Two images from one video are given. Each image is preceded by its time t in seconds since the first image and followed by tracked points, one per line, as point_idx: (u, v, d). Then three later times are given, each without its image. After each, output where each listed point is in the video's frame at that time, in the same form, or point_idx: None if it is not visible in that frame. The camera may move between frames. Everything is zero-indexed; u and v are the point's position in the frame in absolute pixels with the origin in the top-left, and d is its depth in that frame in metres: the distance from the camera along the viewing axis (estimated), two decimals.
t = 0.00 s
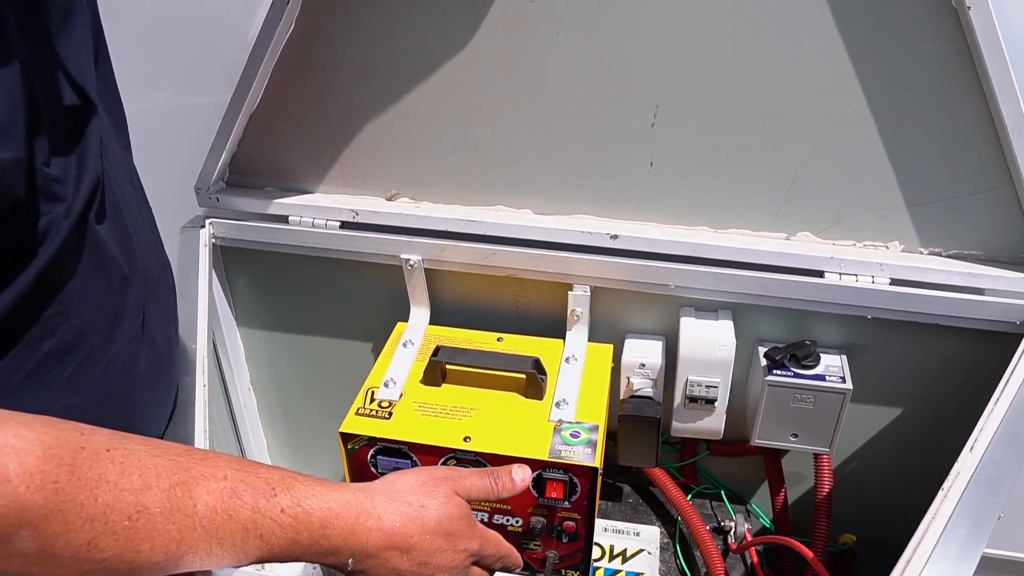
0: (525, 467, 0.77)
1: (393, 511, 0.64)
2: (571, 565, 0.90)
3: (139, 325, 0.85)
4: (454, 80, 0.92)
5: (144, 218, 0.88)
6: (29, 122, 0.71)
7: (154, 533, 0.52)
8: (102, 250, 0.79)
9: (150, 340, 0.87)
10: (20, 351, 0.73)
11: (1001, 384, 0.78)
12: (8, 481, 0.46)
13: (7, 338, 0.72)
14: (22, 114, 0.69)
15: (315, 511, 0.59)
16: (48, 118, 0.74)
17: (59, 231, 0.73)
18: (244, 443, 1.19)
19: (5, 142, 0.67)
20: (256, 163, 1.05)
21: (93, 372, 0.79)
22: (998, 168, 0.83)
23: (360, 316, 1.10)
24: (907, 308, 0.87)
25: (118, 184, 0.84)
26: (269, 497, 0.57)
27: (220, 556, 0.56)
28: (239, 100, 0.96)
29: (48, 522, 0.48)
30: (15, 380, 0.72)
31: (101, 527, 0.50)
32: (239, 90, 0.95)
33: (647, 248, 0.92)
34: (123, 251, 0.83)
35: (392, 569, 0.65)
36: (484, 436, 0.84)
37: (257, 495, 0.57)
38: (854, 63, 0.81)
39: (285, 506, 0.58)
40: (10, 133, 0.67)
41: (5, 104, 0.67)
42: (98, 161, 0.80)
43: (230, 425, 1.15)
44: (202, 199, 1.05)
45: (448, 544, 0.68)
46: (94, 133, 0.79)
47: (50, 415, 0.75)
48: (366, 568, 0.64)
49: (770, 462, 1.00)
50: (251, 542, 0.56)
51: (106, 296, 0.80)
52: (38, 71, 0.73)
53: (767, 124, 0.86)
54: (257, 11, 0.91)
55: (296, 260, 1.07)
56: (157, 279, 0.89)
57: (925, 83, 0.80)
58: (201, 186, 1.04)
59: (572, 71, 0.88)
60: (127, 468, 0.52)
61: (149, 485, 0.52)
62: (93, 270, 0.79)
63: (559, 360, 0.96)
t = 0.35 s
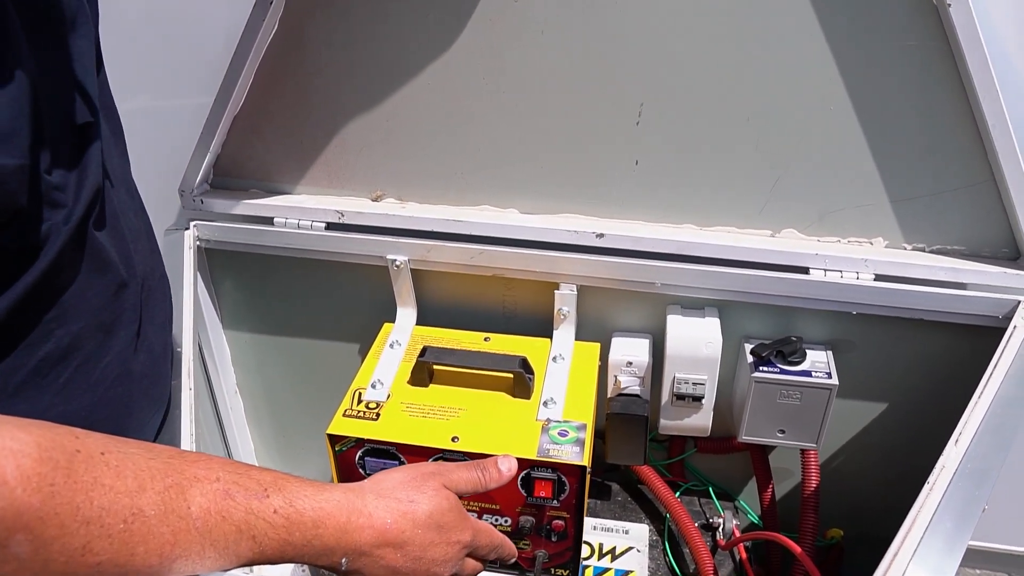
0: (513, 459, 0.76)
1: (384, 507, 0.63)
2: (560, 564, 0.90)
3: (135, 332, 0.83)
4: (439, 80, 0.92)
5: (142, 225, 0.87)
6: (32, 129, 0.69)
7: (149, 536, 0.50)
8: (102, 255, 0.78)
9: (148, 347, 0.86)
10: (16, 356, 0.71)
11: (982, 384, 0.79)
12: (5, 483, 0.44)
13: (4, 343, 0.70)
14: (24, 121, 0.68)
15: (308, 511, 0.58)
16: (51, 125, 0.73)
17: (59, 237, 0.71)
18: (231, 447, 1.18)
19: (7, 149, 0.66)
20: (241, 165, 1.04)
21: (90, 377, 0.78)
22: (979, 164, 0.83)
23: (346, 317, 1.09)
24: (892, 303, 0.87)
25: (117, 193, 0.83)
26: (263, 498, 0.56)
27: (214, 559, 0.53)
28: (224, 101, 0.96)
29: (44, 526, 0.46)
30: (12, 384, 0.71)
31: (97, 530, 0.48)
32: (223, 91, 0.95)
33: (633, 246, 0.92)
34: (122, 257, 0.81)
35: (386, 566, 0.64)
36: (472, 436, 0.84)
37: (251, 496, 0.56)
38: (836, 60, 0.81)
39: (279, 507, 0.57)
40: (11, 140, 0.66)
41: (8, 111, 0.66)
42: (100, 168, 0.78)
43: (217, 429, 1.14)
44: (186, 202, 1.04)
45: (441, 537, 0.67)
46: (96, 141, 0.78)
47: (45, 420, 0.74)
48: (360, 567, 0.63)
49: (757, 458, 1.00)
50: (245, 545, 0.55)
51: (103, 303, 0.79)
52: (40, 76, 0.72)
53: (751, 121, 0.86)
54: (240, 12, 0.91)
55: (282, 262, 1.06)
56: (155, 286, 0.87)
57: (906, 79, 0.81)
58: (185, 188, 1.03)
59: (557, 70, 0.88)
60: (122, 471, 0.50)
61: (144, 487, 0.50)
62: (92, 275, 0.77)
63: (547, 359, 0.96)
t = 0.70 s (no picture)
0: (487, 462, 0.78)
1: (371, 505, 0.63)
2: (551, 562, 0.91)
3: (135, 328, 0.82)
4: (429, 80, 0.92)
5: (140, 223, 0.86)
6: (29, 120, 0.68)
7: (147, 527, 0.50)
8: (99, 251, 0.76)
9: (147, 346, 0.85)
10: (16, 352, 0.71)
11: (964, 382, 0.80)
12: (10, 466, 0.44)
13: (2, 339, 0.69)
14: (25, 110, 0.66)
15: (299, 508, 0.58)
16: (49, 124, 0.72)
17: (59, 230, 0.70)
18: (223, 448, 1.18)
19: (6, 137, 0.64)
20: (231, 166, 1.04)
21: (91, 374, 0.78)
22: (963, 162, 0.84)
23: (337, 318, 1.10)
24: (880, 300, 0.88)
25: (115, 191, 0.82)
26: (256, 494, 0.56)
27: (207, 556, 0.53)
28: (214, 101, 0.96)
29: (45, 511, 0.46)
30: (12, 380, 0.70)
31: (95, 519, 0.48)
32: (213, 91, 0.95)
33: (623, 245, 0.93)
34: (119, 254, 0.80)
35: (376, 565, 0.63)
36: (463, 435, 0.84)
37: (244, 493, 0.56)
38: (821, 60, 0.82)
39: (271, 504, 0.57)
40: (11, 129, 0.64)
41: (9, 99, 0.65)
42: (95, 164, 0.77)
43: (208, 430, 1.14)
44: (177, 204, 1.04)
45: (429, 533, 0.67)
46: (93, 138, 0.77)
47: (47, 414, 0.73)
48: (349, 568, 0.62)
49: (746, 455, 1.01)
50: (238, 542, 0.55)
51: (101, 300, 0.78)
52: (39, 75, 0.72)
53: (738, 121, 0.87)
54: (231, 12, 0.91)
55: (273, 262, 1.07)
56: (151, 285, 0.86)
57: (891, 78, 0.82)
58: (175, 189, 1.04)
59: (546, 70, 0.89)
60: (121, 462, 0.50)
61: (142, 479, 0.50)
62: (88, 271, 0.76)
63: (537, 358, 0.96)
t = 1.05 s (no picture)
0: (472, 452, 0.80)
1: (366, 497, 0.64)
2: (548, 559, 0.91)
3: (130, 329, 0.82)
4: (424, 81, 0.93)
5: (135, 225, 0.86)
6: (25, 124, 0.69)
7: (146, 524, 0.50)
8: (95, 254, 0.77)
9: (141, 347, 0.85)
10: (10, 353, 0.71)
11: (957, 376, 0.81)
12: (11, 463, 0.45)
13: None
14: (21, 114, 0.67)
15: (296, 504, 0.58)
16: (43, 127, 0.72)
17: (54, 233, 0.71)
18: (220, 448, 1.19)
19: (3, 141, 0.64)
20: (227, 167, 1.05)
21: (84, 376, 0.78)
22: (955, 161, 0.85)
23: (334, 318, 1.10)
24: (873, 298, 0.89)
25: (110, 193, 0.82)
26: (253, 491, 0.57)
27: (207, 552, 0.54)
28: (211, 102, 0.96)
29: (46, 508, 0.46)
30: (8, 380, 0.71)
31: (96, 516, 0.48)
32: (208, 93, 0.95)
33: (617, 244, 0.94)
34: (115, 256, 0.81)
35: (375, 556, 0.64)
36: (460, 434, 0.84)
37: (242, 489, 0.56)
38: (814, 60, 0.83)
39: (269, 500, 0.57)
40: (9, 132, 0.65)
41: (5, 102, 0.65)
42: (90, 166, 0.77)
43: (205, 430, 1.14)
44: (172, 204, 1.04)
45: (426, 520, 0.67)
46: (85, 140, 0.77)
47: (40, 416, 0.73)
48: (348, 561, 0.62)
49: (741, 453, 1.01)
50: (237, 537, 0.55)
51: (98, 301, 0.78)
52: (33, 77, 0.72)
53: (731, 121, 0.88)
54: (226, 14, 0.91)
55: (269, 263, 1.07)
56: (146, 286, 0.86)
57: (883, 78, 0.82)
58: (171, 190, 1.03)
59: (541, 71, 0.89)
60: (120, 460, 0.51)
61: (140, 476, 0.51)
62: (83, 273, 0.76)
63: (533, 357, 0.97)
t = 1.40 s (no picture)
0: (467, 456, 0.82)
1: (368, 495, 0.64)
2: (547, 557, 0.92)
3: (133, 328, 0.83)
4: (424, 82, 0.93)
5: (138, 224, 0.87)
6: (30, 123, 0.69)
7: (152, 519, 0.51)
8: (97, 253, 0.77)
9: (145, 346, 0.86)
10: (16, 352, 0.71)
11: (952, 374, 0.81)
12: (20, 459, 0.45)
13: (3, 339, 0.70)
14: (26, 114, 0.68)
15: (299, 500, 0.59)
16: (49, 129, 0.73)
17: (58, 233, 0.71)
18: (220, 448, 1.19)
19: (8, 140, 0.65)
20: (227, 167, 1.05)
21: (88, 375, 0.78)
22: (950, 161, 0.86)
23: (333, 318, 1.10)
24: (869, 297, 0.89)
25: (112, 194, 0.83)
26: (257, 487, 0.57)
27: (211, 548, 0.54)
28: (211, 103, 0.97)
29: (54, 503, 0.47)
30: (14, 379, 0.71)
31: (103, 511, 0.49)
32: (209, 94, 0.95)
33: (616, 243, 0.94)
34: (118, 256, 0.81)
35: (376, 554, 0.64)
36: (460, 432, 0.85)
37: (246, 486, 0.57)
38: (810, 61, 0.83)
39: (272, 496, 0.58)
40: (14, 132, 0.66)
41: (11, 102, 0.66)
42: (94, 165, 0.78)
43: (206, 429, 1.14)
44: (173, 204, 1.05)
45: (426, 519, 0.67)
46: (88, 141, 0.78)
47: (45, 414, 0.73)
48: (350, 558, 0.63)
49: (739, 451, 1.02)
50: (241, 533, 0.55)
51: (102, 300, 0.78)
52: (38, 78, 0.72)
53: (728, 121, 0.88)
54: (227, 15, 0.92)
55: (269, 263, 1.07)
56: (149, 285, 0.87)
57: (879, 78, 0.83)
58: (171, 190, 1.04)
59: (540, 72, 0.90)
60: (126, 456, 0.51)
61: (146, 472, 0.51)
62: (87, 271, 0.77)
63: (532, 356, 0.97)
